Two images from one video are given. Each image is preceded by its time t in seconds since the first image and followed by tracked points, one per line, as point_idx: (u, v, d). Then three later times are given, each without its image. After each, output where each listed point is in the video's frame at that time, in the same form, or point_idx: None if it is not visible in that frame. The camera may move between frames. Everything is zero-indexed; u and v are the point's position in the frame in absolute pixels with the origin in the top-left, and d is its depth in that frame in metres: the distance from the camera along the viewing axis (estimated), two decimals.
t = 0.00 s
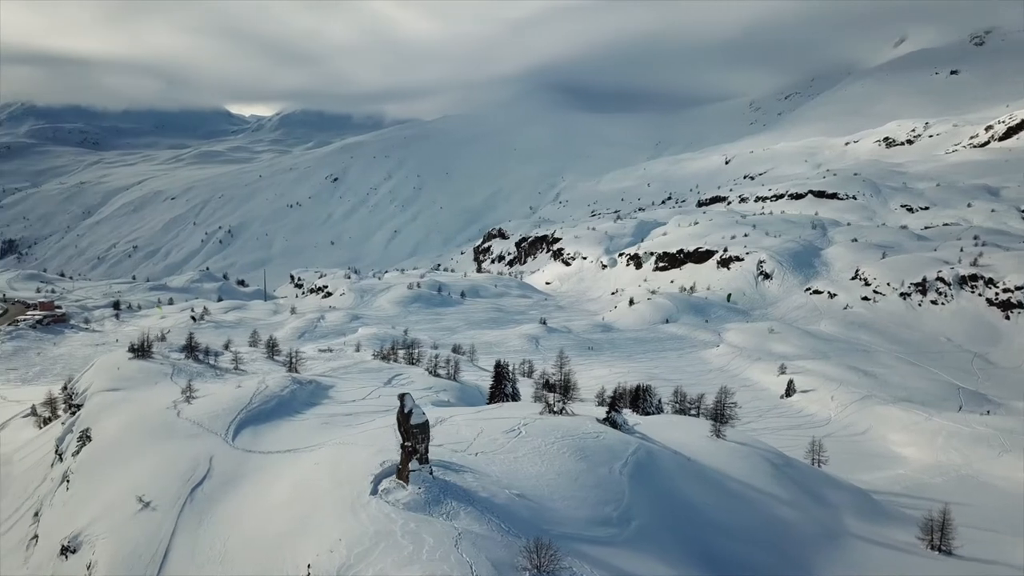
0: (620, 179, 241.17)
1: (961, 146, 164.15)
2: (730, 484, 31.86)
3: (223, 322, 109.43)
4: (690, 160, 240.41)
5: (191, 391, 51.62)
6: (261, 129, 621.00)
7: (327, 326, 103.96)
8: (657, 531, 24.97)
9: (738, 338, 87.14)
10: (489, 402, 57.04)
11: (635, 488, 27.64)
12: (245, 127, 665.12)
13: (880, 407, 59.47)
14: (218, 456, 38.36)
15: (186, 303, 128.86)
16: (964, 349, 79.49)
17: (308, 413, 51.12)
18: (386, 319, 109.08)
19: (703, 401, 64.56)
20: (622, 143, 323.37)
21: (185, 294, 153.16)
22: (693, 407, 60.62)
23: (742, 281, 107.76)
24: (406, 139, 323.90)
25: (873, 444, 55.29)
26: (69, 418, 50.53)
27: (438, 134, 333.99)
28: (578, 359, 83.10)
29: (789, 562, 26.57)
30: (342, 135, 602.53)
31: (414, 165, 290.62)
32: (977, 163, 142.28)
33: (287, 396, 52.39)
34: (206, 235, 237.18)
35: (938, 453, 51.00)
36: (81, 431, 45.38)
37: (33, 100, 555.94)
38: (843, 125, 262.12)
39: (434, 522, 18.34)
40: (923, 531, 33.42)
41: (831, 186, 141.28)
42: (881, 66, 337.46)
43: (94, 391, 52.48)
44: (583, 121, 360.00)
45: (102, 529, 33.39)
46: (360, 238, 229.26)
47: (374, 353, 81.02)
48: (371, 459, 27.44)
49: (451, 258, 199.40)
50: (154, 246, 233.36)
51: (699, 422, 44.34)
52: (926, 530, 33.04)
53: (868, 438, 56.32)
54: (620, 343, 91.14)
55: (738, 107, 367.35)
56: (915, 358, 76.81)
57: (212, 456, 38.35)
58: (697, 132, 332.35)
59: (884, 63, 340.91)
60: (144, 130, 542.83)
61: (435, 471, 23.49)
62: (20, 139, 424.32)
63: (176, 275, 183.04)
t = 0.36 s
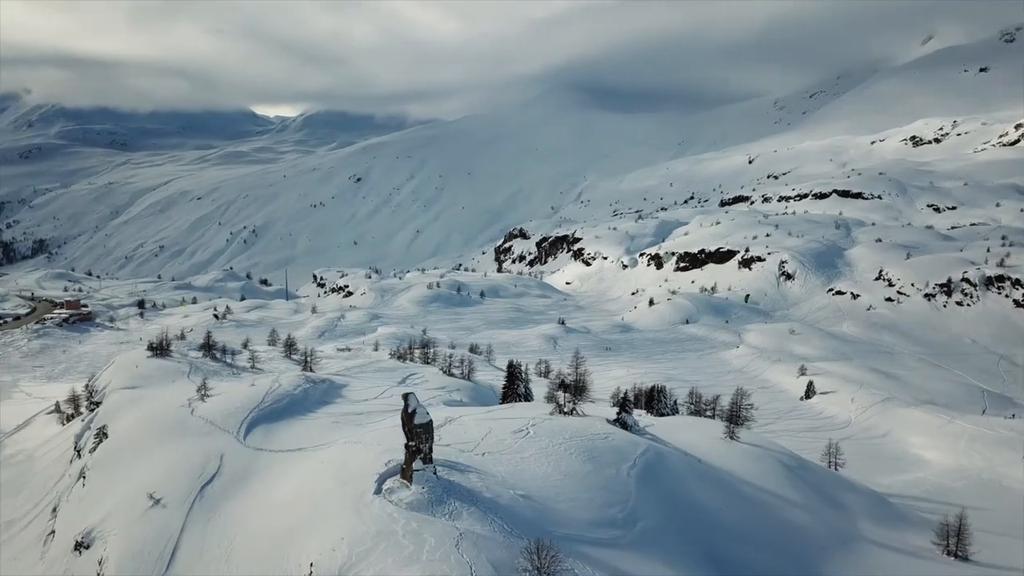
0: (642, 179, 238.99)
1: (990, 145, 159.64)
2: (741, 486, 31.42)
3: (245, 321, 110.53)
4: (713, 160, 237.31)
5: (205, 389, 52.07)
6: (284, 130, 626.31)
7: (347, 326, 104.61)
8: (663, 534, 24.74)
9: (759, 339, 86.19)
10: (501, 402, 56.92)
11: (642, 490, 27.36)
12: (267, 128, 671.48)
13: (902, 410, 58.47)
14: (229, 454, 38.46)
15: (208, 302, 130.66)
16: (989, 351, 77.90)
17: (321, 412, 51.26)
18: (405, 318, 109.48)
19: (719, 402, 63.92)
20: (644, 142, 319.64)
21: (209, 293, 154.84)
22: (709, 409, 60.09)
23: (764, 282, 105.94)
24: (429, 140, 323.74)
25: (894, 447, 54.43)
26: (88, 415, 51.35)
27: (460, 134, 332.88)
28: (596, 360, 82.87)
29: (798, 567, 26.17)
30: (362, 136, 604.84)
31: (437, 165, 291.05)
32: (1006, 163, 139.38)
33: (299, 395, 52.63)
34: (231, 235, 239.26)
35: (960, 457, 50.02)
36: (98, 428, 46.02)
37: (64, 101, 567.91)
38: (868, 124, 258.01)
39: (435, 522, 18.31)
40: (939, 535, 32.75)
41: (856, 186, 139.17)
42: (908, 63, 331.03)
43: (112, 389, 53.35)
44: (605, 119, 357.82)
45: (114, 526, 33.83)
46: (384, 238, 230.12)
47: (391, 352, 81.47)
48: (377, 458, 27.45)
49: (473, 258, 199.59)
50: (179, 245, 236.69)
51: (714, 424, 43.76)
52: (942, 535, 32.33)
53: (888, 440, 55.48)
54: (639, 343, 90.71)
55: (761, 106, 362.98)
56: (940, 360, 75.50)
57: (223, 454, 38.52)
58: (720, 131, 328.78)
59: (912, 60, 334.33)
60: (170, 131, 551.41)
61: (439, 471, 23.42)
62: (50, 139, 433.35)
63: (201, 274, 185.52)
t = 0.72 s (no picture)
0: (668, 178, 236.25)
1: None
2: (753, 489, 30.88)
3: (269, 320, 111.56)
4: (739, 159, 233.70)
5: (222, 387, 52.58)
6: (309, 130, 631.17)
7: (369, 325, 105.37)
8: (670, 537, 24.45)
9: (782, 340, 84.96)
10: (516, 402, 56.92)
11: (651, 492, 26.97)
12: (290, 129, 678.78)
13: (926, 413, 57.19)
14: (241, 453, 38.75)
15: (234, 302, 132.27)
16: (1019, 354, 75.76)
17: (334, 411, 51.42)
18: (427, 318, 109.74)
19: (736, 404, 63.15)
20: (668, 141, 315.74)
21: (235, 292, 156.69)
22: (726, 410, 59.34)
23: (789, 283, 104.56)
24: (454, 140, 322.84)
25: (918, 450, 53.31)
26: (108, 412, 52.19)
27: (484, 134, 331.24)
28: (615, 360, 82.47)
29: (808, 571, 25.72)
30: (385, 137, 607.53)
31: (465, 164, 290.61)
32: None
33: (313, 394, 52.90)
34: (259, 235, 241.71)
35: (986, 460, 48.68)
36: (117, 425, 46.72)
37: (96, 103, 581.54)
38: (897, 122, 252.58)
39: (437, 522, 18.29)
40: (958, 542, 31.91)
41: (885, 185, 136.90)
42: (941, 60, 322.77)
43: (132, 387, 54.12)
44: (630, 118, 354.77)
45: (127, 522, 34.25)
46: (410, 239, 230.90)
47: (409, 351, 81.95)
48: (384, 457, 27.44)
49: (497, 258, 199.42)
50: (209, 245, 240.07)
51: (731, 426, 43.03)
52: (960, 541, 31.57)
53: (912, 444, 54.34)
54: (660, 344, 90.04)
55: (788, 105, 357.03)
56: (968, 362, 73.82)
57: (235, 452, 38.83)
58: (745, 130, 324.54)
59: (945, 57, 325.73)
60: (197, 132, 560.34)
61: (444, 471, 23.35)
62: (82, 141, 443.61)
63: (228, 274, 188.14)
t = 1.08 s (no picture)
0: (694, 176, 232.97)
1: None
2: (765, 491, 30.45)
3: (292, 319, 112.56)
4: (764, 158, 229.94)
5: (237, 386, 53.09)
6: (335, 130, 633.49)
7: (391, 324, 106.20)
8: (678, 540, 24.29)
9: (805, 341, 83.66)
10: (530, 402, 56.78)
11: (658, 495, 26.68)
12: (315, 130, 683.24)
13: (950, 416, 56.02)
14: (253, 451, 39.08)
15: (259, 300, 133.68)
16: None
17: (347, 410, 51.61)
18: (448, 318, 109.86)
19: (753, 405, 62.48)
20: (694, 137, 310.05)
21: (260, 291, 158.33)
22: (743, 412, 58.65)
23: (814, 283, 102.96)
24: (478, 140, 321.59)
25: (941, 454, 52.25)
26: (128, 409, 53.12)
27: (509, 134, 329.24)
28: (634, 361, 81.88)
29: None
30: (409, 137, 608.11)
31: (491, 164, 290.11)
32: None
33: (327, 393, 53.09)
34: (285, 235, 243.62)
35: (1013, 465, 47.53)
36: (135, 422, 47.55)
37: (128, 105, 593.59)
38: (928, 120, 246.85)
39: (439, 522, 18.34)
40: (975, 548, 31.30)
41: (913, 184, 134.35)
42: (977, 56, 313.95)
43: (151, 385, 55.07)
44: (655, 114, 350.74)
45: (140, 519, 34.72)
46: (434, 238, 231.45)
47: (427, 351, 82.09)
48: (390, 456, 27.44)
49: (520, 258, 198.86)
50: (237, 245, 242.80)
51: (747, 428, 42.27)
52: (979, 548, 30.98)
53: (935, 448, 53.32)
54: (681, 345, 89.37)
55: (815, 103, 350.52)
56: (995, 365, 72.15)
57: (248, 450, 39.20)
58: (770, 129, 319.68)
59: (980, 52, 316.69)
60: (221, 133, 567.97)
61: (449, 471, 23.36)
62: (113, 142, 453.12)
63: (254, 273, 190.00)
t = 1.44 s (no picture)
0: (721, 176, 229.48)
1: None
2: (778, 494, 29.96)
3: (315, 318, 113.50)
4: (790, 157, 226.48)
5: (253, 384, 53.65)
6: (361, 130, 634.70)
7: (412, 324, 106.72)
8: (684, 542, 24.09)
9: (828, 342, 82.35)
10: (545, 402, 56.53)
11: (666, 497, 26.38)
12: (340, 130, 687.32)
13: (977, 420, 54.80)
14: (266, 449, 39.49)
15: (285, 299, 135.07)
16: None
17: (360, 408, 51.81)
18: (470, 317, 110.01)
19: (773, 407, 61.75)
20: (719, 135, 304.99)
21: (287, 290, 159.76)
22: (761, 414, 58.02)
23: (840, 284, 101.24)
24: (503, 140, 320.21)
25: (966, 458, 51.14)
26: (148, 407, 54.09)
27: (533, 134, 326.84)
28: (654, 362, 81.28)
29: None
30: (434, 137, 608.01)
31: (517, 164, 288.69)
32: None
33: (341, 392, 53.36)
34: (311, 235, 244.73)
35: None
36: (154, 420, 48.39)
37: (160, 108, 605.50)
38: (961, 118, 240.57)
39: (442, 522, 18.39)
40: (994, 555, 30.30)
41: (944, 184, 131.75)
42: (1014, 52, 304.77)
43: (171, 383, 56.09)
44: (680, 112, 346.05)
45: (153, 515, 35.22)
46: (459, 238, 231.03)
47: (445, 351, 82.08)
48: (397, 455, 27.54)
49: (544, 258, 197.66)
50: (264, 245, 244.65)
51: (765, 430, 41.55)
52: (1000, 555, 29.83)
53: (960, 452, 52.22)
54: (703, 346, 88.51)
55: (844, 101, 343.63)
56: None
57: (260, 448, 39.59)
58: (798, 127, 313.69)
59: (1018, 48, 307.28)
60: (245, 134, 574.98)
61: (453, 471, 23.32)
62: (145, 143, 461.85)
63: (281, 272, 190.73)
